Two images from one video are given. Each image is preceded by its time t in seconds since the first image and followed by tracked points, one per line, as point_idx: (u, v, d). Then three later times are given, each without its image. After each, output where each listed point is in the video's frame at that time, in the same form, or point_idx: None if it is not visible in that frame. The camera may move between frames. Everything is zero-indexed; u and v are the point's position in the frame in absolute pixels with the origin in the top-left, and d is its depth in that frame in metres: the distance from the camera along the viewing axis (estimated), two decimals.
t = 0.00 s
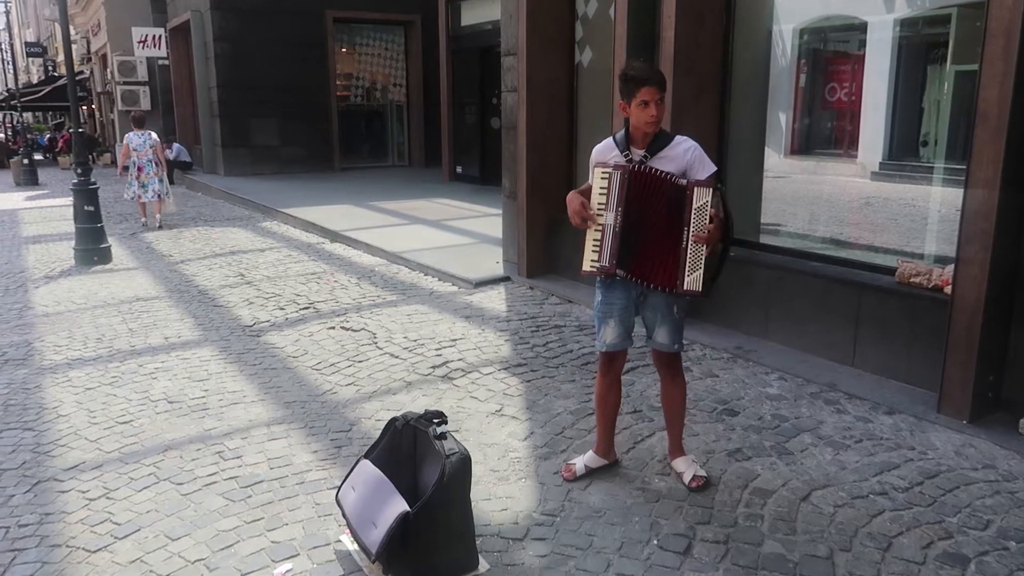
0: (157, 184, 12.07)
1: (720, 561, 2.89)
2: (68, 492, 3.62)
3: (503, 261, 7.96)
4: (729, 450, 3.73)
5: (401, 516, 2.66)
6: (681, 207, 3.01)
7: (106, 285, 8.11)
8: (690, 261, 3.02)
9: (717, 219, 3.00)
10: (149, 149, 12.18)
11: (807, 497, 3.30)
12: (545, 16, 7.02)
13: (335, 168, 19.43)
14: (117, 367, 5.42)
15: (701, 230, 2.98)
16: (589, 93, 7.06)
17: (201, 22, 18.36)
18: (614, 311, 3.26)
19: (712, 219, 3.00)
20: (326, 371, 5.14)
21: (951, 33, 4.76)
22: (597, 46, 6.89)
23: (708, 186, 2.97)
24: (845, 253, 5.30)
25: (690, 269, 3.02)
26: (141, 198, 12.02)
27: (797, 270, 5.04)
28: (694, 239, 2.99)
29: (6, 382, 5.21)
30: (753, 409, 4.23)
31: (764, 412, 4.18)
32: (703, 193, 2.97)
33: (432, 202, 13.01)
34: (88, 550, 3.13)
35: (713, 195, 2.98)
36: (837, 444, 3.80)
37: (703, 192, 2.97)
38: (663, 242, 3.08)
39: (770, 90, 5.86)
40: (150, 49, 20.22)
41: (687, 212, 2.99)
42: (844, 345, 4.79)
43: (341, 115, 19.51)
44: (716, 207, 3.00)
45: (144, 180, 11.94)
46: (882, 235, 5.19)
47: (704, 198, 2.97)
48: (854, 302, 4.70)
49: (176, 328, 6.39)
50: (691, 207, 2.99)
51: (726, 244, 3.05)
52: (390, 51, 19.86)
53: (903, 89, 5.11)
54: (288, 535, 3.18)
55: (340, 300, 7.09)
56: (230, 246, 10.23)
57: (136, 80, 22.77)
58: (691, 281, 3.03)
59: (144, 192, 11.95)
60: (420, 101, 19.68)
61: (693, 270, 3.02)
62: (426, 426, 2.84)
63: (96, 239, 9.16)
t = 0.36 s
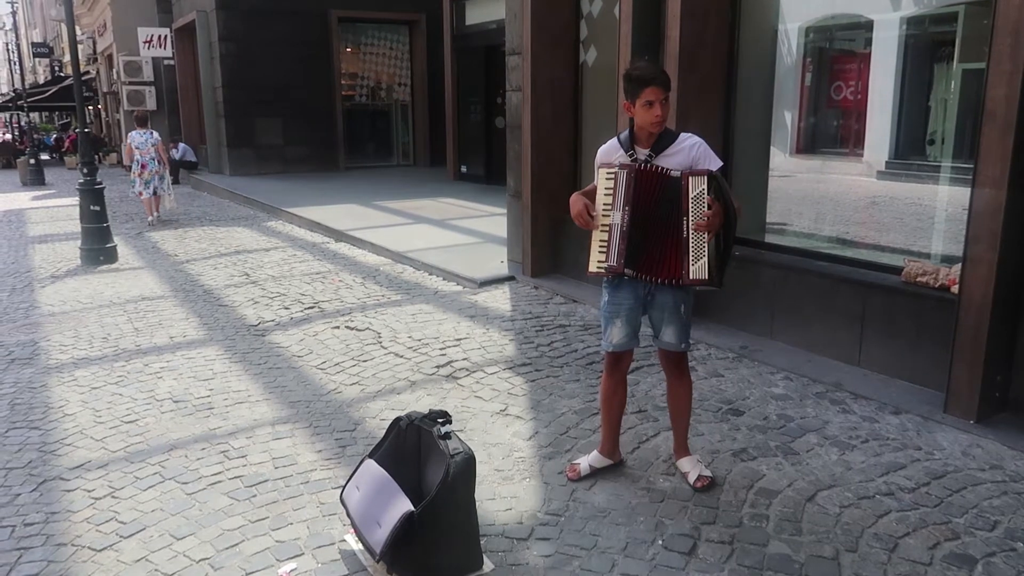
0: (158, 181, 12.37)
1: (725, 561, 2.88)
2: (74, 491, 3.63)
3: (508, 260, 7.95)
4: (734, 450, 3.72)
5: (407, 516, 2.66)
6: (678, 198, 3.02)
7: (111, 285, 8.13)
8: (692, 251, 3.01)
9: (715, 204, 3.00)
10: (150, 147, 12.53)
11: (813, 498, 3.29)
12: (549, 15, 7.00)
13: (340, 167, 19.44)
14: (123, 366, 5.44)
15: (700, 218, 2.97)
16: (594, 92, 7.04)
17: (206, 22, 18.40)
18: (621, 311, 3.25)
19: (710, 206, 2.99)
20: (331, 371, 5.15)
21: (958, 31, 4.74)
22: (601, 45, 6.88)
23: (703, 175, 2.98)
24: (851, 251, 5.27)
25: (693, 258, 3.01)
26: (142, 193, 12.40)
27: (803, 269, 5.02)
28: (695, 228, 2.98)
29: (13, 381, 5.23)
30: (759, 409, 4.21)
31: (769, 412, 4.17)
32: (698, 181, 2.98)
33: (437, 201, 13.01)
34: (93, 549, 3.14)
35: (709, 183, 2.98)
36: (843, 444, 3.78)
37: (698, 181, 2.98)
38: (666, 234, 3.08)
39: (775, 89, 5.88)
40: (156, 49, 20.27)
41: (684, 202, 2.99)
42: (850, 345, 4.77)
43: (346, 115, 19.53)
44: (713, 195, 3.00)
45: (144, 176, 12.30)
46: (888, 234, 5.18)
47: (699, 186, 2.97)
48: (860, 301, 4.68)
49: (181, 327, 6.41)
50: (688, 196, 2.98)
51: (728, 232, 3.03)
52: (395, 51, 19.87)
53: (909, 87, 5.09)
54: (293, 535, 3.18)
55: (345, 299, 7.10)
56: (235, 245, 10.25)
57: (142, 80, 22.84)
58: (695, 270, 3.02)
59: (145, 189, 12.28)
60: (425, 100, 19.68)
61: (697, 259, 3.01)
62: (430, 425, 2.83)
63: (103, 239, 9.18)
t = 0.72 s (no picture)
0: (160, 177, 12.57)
1: (727, 561, 2.87)
2: (75, 491, 3.63)
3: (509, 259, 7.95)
4: (736, 450, 3.72)
5: (407, 515, 2.65)
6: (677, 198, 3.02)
7: (113, 284, 8.13)
8: (691, 249, 3.01)
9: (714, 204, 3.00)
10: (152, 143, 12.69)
11: (816, 497, 3.28)
12: (551, 14, 7.00)
13: (342, 167, 19.45)
14: (124, 365, 5.44)
15: (700, 216, 2.97)
16: (595, 92, 7.04)
17: (208, 22, 18.41)
18: (625, 310, 3.24)
19: (710, 205, 2.99)
20: (332, 370, 5.14)
21: (960, 30, 4.73)
22: (603, 44, 6.87)
23: (704, 174, 2.99)
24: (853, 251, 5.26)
25: (692, 255, 3.01)
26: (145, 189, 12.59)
27: (805, 268, 5.01)
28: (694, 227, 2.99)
29: (14, 380, 5.24)
30: (760, 409, 4.20)
31: (771, 412, 4.15)
32: (698, 181, 2.98)
33: (439, 201, 13.01)
34: (94, 549, 3.13)
35: (709, 181, 2.99)
36: (845, 443, 3.77)
37: (699, 180, 2.98)
38: (666, 233, 3.07)
39: (778, 88, 5.88)
40: (158, 48, 20.28)
41: (684, 200, 2.99)
42: (852, 345, 4.76)
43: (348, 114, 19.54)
44: (713, 194, 3.00)
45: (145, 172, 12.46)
46: (890, 233, 5.17)
47: (700, 185, 2.98)
48: (862, 301, 4.67)
49: (183, 327, 6.41)
50: (688, 195, 2.98)
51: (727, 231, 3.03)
52: (397, 50, 19.88)
53: (911, 86, 5.07)
54: (294, 534, 3.18)
55: (346, 298, 7.09)
56: (236, 245, 10.26)
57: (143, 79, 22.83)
58: (694, 268, 3.02)
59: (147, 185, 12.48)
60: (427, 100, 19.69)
61: (697, 257, 3.01)
62: (431, 425, 2.82)
63: (105, 239, 9.19)
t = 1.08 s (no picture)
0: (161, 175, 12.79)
1: (731, 561, 2.87)
2: (79, 488, 3.63)
3: (513, 258, 7.94)
4: (740, 449, 3.71)
5: (410, 514, 2.65)
6: (678, 195, 3.03)
7: (117, 282, 8.14)
8: (692, 247, 3.02)
9: (715, 203, 3.01)
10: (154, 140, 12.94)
11: (820, 497, 3.28)
12: (556, 12, 6.98)
13: (345, 165, 19.45)
14: (128, 363, 5.45)
15: (700, 214, 2.99)
16: (599, 91, 7.04)
17: (212, 20, 18.41)
18: (629, 310, 3.24)
19: (711, 203, 3.01)
20: (336, 369, 5.14)
21: (965, 28, 4.71)
22: (607, 42, 6.87)
23: (706, 172, 3.00)
24: (857, 250, 5.25)
25: (692, 253, 3.02)
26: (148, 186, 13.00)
27: (809, 267, 5.00)
28: (695, 225, 3.00)
29: (18, 378, 5.25)
30: (764, 408, 4.20)
31: (775, 411, 4.15)
32: (700, 179, 2.99)
33: (442, 199, 13.01)
34: (98, 547, 3.14)
35: (710, 179, 3.00)
36: (849, 443, 3.77)
37: (700, 178, 3.00)
38: (668, 232, 3.06)
39: (781, 87, 5.89)
40: (161, 46, 20.29)
41: (685, 198, 3.00)
42: (856, 344, 4.75)
43: (351, 113, 19.55)
44: (714, 192, 3.01)
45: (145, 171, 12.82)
46: (894, 232, 5.16)
47: (701, 183, 2.99)
48: (866, 300, 4.66)
49: (187, 324, 6.42)
50: (690, 193, 2.99)
51: (727, 229, 3.05)
52: (400, 49, 19.88)
53: (916, 85, 5.05)
54: (297, 532, 3.18)
55: (350, 297, 7.09)
56: (239, 243, 10.27)
57: (147, 77, 22.84)
58: (694, 267, 3.04)
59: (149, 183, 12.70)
60: (430, 99, 19.69)
61: (697, 255, 3.03)
62: (435, 423, 2.83)
63: (108, 236, 9.21)
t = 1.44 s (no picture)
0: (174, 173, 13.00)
1: (744, 562, 2.86)
2: (93, 486, 3.66)
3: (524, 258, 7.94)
4: (753, 450, 3.69)
5: (422, 513, 2.65)
6: (686, 193, 3.02)
7: (131, 281, 8.19)
8: (698, 246, 3.02)
9: (722, 202, 3.00)
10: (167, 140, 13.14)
11: (833, 498, 3.26)
12: (568, 12, 6.97)
13: (357, 164, 19.50)
14: (142, 361, 5.48)
15: (707, 212, 2.97)
16: (611, 90, 7.03)
17: (225, 19, 18.50)
18: (643, 310, 3.23)
19: (719, 202, 2.99)
20: (348, 368, 5.16)
21: (982, 27, 4.67)
22: (619, 41, 6.86)
23: (714, 171, 2.98)
24: (871, 249, 5.22)
25: (698, 252, 3.02)
26: (160, 185, 13.06)
27: (823, 267, 4.97)
28: (702, 224, 3.00)
29: (34, 375, 5.29)
30: (777, 409, 4.18)
31: (788, 412, 4.12)
32: (708, 177, 2.98)
33: (454, 198, 13.02)
34: (112, 543, 3.16)
35: (718, 177, 2.99)
36: (863, 444, 3.74)
37: (709, 176, 2.98)
38: (677, 231, 3.05)
39: (795, 86, 5.84)
40: (175, 46, 20.40)
41: (692, 197, 3.00)
42: (870, 344, 4.72)
43: (363, 112, 19.60)
44: (721, 191, 3.00)
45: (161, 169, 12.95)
46: (909, 232, 5.13)
47: (708, 182, 2.98)
48: (880, 300, 4.63)
49: (200, 323, 6.45)
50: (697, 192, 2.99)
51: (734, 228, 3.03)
52: (412, 48, 19.91)
53: (931, 84, 5.02)
54: (309, 531, 3.19)
55: (362, 296, 7.11)
56: (252, 242, 10.31)
57: (160, 77, 22.97)
58: (699, 266, 3.03)
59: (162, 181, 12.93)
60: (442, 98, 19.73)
61: (702, 254, 3.02)
62: (447, 423, 2.83)
63: (122, 235, 9.27)
